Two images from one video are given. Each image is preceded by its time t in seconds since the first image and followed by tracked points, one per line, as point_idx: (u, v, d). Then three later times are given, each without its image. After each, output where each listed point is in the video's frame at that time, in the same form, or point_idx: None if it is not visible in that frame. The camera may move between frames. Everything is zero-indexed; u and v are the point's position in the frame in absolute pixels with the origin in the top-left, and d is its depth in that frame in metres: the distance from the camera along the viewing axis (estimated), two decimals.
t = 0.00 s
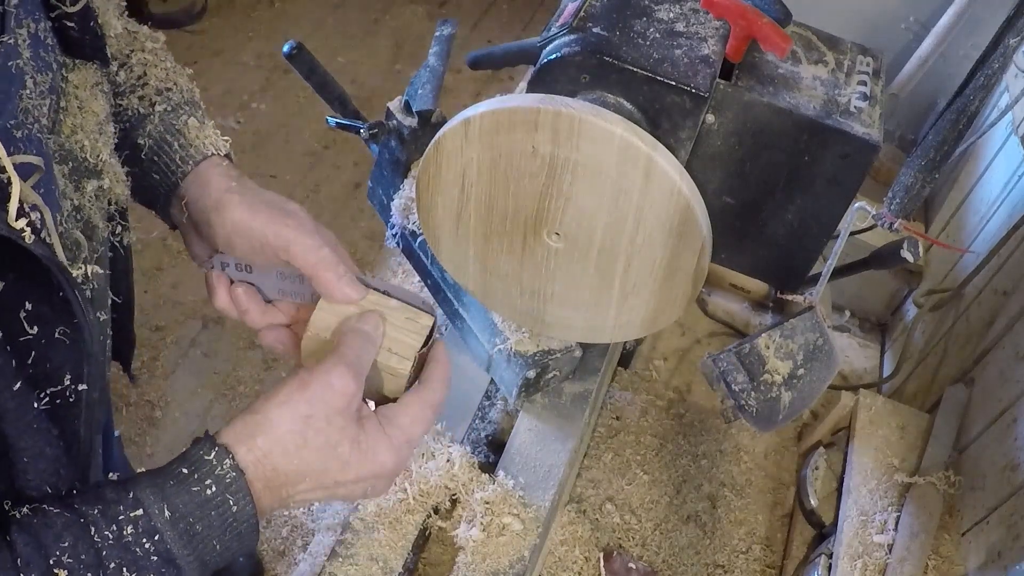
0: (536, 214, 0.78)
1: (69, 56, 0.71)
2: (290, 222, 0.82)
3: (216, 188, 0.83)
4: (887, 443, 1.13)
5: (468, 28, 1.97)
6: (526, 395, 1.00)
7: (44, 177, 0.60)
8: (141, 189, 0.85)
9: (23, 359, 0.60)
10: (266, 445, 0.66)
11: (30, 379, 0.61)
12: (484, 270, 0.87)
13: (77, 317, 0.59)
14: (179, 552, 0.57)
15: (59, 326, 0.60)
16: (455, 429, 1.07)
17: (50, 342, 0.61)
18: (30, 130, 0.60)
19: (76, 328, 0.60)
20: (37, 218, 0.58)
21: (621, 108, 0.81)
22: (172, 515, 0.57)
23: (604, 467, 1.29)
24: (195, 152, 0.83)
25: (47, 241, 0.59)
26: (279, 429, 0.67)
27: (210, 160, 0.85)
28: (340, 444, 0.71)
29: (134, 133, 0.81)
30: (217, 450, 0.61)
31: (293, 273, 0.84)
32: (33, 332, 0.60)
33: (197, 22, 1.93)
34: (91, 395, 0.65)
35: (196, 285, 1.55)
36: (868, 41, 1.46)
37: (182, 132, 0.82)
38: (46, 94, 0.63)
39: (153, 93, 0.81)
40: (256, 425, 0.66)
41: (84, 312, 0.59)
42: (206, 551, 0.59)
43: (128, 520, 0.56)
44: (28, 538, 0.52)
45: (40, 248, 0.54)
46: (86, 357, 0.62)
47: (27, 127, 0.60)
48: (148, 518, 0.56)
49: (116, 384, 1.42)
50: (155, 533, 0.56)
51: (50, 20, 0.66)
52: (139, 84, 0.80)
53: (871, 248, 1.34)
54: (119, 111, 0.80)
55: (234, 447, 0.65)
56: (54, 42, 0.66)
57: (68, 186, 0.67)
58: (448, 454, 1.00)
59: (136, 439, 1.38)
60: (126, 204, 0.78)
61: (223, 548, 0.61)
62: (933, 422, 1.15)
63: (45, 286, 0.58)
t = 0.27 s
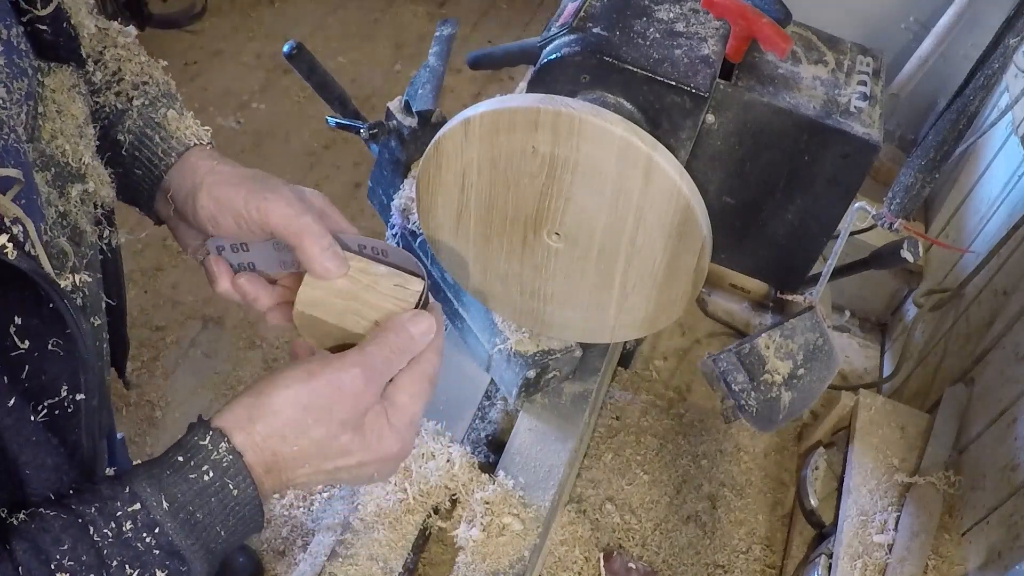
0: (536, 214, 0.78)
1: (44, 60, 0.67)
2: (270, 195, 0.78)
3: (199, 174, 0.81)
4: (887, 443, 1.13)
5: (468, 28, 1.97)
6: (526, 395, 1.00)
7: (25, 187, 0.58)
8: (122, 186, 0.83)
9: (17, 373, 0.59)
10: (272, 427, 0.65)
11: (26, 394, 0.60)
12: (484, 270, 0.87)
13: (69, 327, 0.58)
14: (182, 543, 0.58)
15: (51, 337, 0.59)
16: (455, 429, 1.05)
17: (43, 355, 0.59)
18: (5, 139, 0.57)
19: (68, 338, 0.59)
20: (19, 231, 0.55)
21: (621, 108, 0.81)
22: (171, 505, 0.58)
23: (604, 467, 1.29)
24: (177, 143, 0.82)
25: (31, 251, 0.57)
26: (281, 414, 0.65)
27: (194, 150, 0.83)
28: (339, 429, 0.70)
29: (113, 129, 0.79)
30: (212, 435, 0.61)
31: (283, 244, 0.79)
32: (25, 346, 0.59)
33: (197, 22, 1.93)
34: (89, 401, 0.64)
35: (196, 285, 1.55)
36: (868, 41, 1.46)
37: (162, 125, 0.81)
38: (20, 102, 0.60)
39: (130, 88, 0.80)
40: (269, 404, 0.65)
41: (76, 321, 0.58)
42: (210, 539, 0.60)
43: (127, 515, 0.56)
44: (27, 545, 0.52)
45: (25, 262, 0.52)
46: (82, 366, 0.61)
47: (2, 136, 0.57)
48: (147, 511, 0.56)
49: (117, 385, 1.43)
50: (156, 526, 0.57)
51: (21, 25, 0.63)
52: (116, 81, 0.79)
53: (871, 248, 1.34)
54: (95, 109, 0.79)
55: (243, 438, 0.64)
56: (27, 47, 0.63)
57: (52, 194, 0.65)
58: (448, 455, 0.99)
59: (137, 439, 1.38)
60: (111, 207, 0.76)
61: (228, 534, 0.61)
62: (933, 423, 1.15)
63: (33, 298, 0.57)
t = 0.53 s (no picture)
0: (536, 214, 0.78)
1: (30, 62, 0.67)
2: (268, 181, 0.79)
3: (196, 166, 0.81)
4: (887, 443, 1.13)
5: (468, 28, 1.97)
6: (526, 395, 1.00)
7: (16, 193, 0.57)
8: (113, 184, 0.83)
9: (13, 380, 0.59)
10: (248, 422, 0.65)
11: (22, 401, 0.60)
12: (484, 270, 0.87)
13: (65, 333, 0.59)
14: (175, 541, 0.57)
15: (46, 343, 0.59)
16: (455, 429, 1.03)
17: (39, 361, 0.59)
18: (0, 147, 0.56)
19: (64, 342, 0.59)
20: (9, 238, 0.55)
21: (621, 108, 0.81)
22: (160, 504, 0.57)
23: (604, 467, 1.29)
24: (170, 137, 0.82)
25: (21, 258, 0.56)
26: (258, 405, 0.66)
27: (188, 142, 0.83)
28: (318, 411, 0.69)
29: (105, 126, 0.79)
30: (197, 430, 0.61)
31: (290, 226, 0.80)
32: (20, 353, 0.58)
33: (197, 22, 1.93)
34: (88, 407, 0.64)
35: (195, 285, 1.55)
36: (868, 41, 1.46)
37: (154, 120, 0.81)
38: (9, 105, 0.60)
39: (119, 84, 0.80)
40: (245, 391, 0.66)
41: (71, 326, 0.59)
42: (202, 536, 0.59)
43: (117, 516, 0.55)
44: (19, 552, 0.52)
45: (17, 269, 0.53)
46: (77, 371, 0.61)
47: None
48: (137, 512, 0.56)
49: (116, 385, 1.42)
50: (146, 526, 0.56)
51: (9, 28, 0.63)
52: (105, 78, 0.79)
53: (871, 248, 1.34)
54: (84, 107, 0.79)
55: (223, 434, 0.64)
56: (13, 49, 0.63)
57: (42, 196, 0.64)
58: (448, 454, 0.99)
59: (136, 439, 1.38)
60: (102, 206, 0.75)
61: (220, 531, 0.60)
62: (933, 423, 1.15)
63: (27, 304, 0.57)
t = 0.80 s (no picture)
0: (536, 214, 0.78)
1: (26, 62, 0.68)
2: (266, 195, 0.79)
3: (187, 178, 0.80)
4: (887, 443, 1.13)
5: (468, 28, 1.97)
6: (526, 395, 1.00)
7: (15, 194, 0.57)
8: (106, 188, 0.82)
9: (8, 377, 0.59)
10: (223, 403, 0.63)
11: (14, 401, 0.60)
12: (484, 270, 0.87)
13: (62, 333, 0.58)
14: (141, 515, 0.57)
15: (42, 344, 0.59)
16: (455, 429, 1.03)
17: (34, 362, 0.59)
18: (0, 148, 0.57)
19: (61, 345, 0.59)
20: (8, 238, 0.55)
21: (621, 108, 0.81)
22: (124, 479, 0.57)
23: (604, 467, 1.29)
24: (162, 141, 0.81)
25: (21, 259, 0.57)
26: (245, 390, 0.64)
27: (180, 147, 0.82)
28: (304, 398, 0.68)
29: (97, 128, 0.78)
30: (157, 405, 0.60)
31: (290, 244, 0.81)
32: (16, 353, 0.58)
33: (197, 22, 1.93)
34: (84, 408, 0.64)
35: (195, 285, 1.55)
36: (868, 42, 1.46)
37: (147, 123, 0.81)
38: (7, 103, 0.61)
39: (113, 86, 0.79)
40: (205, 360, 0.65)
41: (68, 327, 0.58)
42: (167, 508, 0.59)
43: (82, 494, 0.55)
44: None
45: (15, 269, 0.53)
46: (74, 372, 0.61)
47: None
48: (100, 488, 0.56)
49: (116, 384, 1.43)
50: (111, 501, 0.56)
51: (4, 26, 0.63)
52: (99, 81, 0.79)
53: (871, 248, 1.34)
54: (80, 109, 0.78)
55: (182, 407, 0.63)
56: (10, 48, 0.63)
57: (38, 196, 0.64)
58: (448, 454, 0.99)
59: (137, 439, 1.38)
60: (97, 209, 0.76)
61: (186, 503, 0.60)
62: (933, 423, 1.15)
63: (24, 305, 0.57)
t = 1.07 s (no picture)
0: (536, 214, 0.78)
1: (30, 63, 0.68)
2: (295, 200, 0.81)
3: (214, 176, 0.81)
4: (886, 443, 1.13)
5: (468, 28, 1.97)
6: (526, 395, 1.00)
7: (15, 192, 0.57)
8: (129, 187, 0.83)
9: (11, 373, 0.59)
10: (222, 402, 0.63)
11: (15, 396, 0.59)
12: (484, 270, 0.87)
13: (63, 331, 0.58)
14: (143, 494, 0.57)
15: (43, 342, 0.59)
16: (455, 429, 1.03)
17: (36, 360, 0.59)
18: None
19: (61, 343, 0.59)
20: (9, 235, 0.55)
21: (621, 108, 0.81)
22: (126, 457, 0.57)
23: (604, 467, 1.29)
24: (192, 142, 0.82)
25: (21, 256, 0.56)
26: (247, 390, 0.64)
27: (210, 148, 0.83)
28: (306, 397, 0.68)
29: (126, 130, 0.79)
30: (159, 386, 0.60)
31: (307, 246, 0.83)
32: (17, 351, 0.59)
33: (197, 22, 1.93)
34: (86, 407, 0.63)
35: (195, 285, 1.55)
36: (868, 42, 1.46)
37: (175, 126, 0.81)
38: (8, 106, 0.61)
39: (141, 90, 0.80)
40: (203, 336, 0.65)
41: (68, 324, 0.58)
42: (171, 488, 0.59)
43: (83, 472, 0.55)
44: None
45: (15, 265, 0.53)
46: (76, 372, 0.61)
47: None
48: (102, 466, 0.56)
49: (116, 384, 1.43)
50: (113, 479, 0.56)
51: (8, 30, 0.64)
52: (127, 84, 0.79)
53: (871, 248, 1.34)
54: (107, 112, 0.79)
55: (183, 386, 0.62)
56: (13, 50, 0.63)
57: (39, 196, 0.64)
58: (448, 454, 0.99)
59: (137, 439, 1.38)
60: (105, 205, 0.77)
61: (190, 485, 0.60)
62: (933, 423, 1.15)
63: (26, 302, 0.57)
